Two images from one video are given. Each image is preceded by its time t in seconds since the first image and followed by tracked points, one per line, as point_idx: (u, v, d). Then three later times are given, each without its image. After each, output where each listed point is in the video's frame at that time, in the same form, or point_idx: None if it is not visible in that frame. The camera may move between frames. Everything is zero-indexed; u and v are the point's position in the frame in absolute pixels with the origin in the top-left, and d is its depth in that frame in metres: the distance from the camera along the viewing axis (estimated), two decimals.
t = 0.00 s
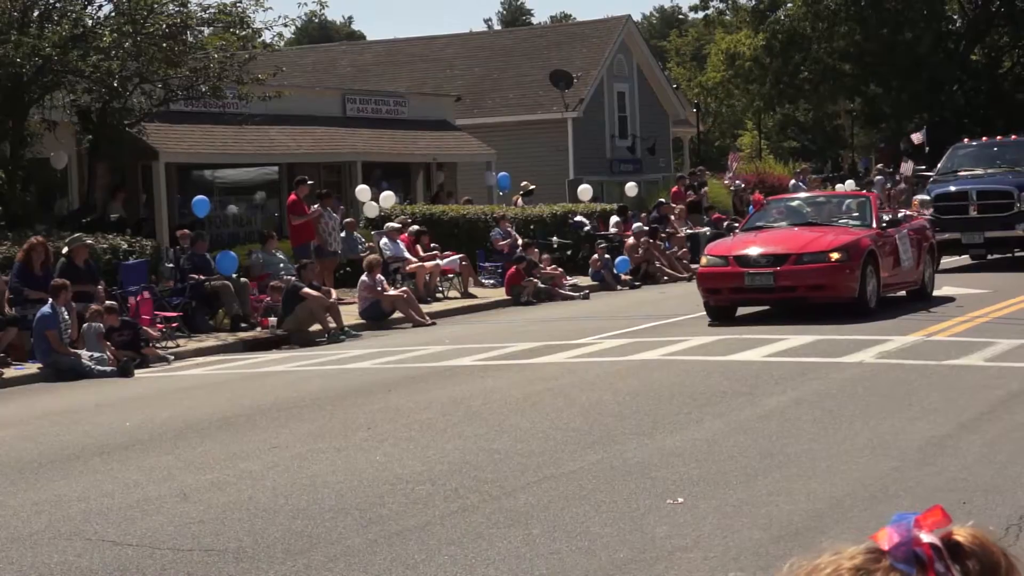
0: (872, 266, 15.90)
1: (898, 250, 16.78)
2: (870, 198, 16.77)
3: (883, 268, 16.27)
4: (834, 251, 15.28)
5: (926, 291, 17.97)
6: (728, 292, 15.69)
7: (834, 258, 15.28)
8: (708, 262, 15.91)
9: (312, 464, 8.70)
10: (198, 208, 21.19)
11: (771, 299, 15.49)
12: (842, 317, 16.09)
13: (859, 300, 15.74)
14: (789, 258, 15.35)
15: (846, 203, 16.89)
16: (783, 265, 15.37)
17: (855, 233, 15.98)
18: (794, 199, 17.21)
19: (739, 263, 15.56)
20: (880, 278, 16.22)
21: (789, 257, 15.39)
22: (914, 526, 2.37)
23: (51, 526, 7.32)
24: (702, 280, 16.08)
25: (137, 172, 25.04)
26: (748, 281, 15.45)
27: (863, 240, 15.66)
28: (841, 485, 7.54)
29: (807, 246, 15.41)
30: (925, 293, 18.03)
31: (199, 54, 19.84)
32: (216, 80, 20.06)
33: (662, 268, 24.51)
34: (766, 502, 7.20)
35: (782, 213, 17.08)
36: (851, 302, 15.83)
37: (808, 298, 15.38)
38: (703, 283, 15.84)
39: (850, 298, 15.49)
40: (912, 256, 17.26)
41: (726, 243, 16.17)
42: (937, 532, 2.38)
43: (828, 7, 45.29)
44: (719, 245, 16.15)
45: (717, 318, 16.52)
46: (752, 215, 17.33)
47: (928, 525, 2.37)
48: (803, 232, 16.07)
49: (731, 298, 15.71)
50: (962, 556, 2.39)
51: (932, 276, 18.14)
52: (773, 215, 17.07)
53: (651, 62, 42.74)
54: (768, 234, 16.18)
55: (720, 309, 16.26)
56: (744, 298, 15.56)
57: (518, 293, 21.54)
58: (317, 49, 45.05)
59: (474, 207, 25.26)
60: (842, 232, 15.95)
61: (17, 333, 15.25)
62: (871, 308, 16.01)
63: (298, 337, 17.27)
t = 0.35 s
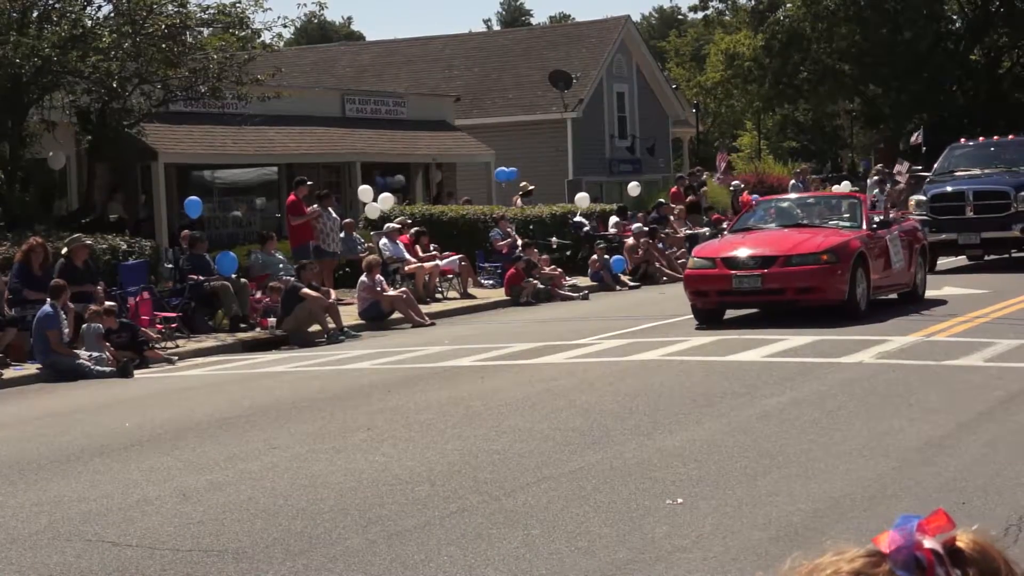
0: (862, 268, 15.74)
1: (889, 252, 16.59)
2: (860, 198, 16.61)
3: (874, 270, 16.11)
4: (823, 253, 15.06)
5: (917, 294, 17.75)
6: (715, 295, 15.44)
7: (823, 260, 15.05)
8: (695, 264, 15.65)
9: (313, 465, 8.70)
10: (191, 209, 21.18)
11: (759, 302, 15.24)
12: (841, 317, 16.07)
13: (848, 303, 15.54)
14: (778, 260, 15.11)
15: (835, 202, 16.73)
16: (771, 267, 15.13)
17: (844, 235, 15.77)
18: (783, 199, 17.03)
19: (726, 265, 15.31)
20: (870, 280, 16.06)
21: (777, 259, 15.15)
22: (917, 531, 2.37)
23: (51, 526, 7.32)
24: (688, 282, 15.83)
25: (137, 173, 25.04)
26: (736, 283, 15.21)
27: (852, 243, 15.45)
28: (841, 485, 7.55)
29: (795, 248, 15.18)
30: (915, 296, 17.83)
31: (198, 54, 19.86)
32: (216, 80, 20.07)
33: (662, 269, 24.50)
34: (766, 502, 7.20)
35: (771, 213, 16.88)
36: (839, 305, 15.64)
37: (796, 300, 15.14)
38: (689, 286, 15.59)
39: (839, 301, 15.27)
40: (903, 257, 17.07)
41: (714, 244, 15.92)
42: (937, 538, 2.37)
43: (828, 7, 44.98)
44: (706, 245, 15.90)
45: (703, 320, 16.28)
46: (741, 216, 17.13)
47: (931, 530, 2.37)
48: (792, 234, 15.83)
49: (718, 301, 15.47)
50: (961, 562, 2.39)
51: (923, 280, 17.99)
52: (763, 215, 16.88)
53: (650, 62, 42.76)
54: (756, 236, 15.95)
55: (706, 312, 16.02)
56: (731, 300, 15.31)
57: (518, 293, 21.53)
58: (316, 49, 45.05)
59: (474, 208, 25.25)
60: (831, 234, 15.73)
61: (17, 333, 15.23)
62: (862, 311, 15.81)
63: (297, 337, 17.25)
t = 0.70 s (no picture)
0: (852, 269, 15.64)
1: (881, 253, 16.52)
2: (852, 200, 16.61)
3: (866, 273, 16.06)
4: (812, 255, 14.90)
5: (910, 295, 17.65)
6: (703, 297, 15.29)
7: (812, 261, 14.90)
8: (682, 266, 15.50)
9: (312, 465, 8.69)
10: (188, 208, 21.17)
11: (747, 304, 15.09)
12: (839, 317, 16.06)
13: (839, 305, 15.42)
14: (767, 262, 14.95)
15: (826, 203, 16.69)
16: (760, 268, 14.97)
17: (834, 236, 15.64)
18: (774, 199, 16.95)
19: (714, 267, 15.14)
20: (862, 282, 15.96)
21: (765, 260, 14.99)
22: (910, 531, 2.45)
23: (50, 526, 7.32)
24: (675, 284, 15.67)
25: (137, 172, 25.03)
26: (724, 285, 15.05)
27: (842, 244, 15.31)
28: (840, 485, 7.55)
29: (784, 250, 15.03)
30: (908, 298, 17.77)
31: (197, 54, 19.88)
32: (215, 80, 20.09)
33: (662, 268, 24.47)
34: (765, 502, 7.20)
35: (761, 214, 16.80)
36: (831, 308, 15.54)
37: (785, 303, 14.98)
38: (676, 288, 15.43)
39: (828, 303, 15.12)
40: (895, 259, 16.97)
41: (701, 246, 15.76)
42: (931, 539, 2.45)
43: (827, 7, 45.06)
44: (694, 247, 15.75)
45: (691, 323, 16.12)
46: (729, 217, 17.03)
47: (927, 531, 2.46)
48: (781, 235, 15.69)
49: (705, 303, 15.31)
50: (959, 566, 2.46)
51: (916, 281, 17.93)
52: (753, 215, 16.79)
53: (650, 62, 42.78)
54: (745, 237, 15.80)
55: (695, 314, 15.88)
56: (719, 302, 15.15)
57: (518, 293, 21.53)
58: (315, 49, 45.01)
59: (474, 207, 25.23)
60: (820, 235, 15.59)
61: (16, 332, 15.23)
62: (853, 314, 15.69)
63: (297, 337, 17.23)
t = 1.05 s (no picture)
0: (843, 270, 15.61)
1: (872, 255, 16.50)
2: (842, 200, 16.60)
3: (858, 274, 16.03)
4: (803, 257, 14.88)
5: (903, 297, 17.62)
6: (692, 300, 15.27)
7: (802, 263, 14.88)
8: (672, 268, 15.48)
9: (312, 465, 8.68)
10: (192, 208, 21.18)
11: (736, 307, 15.06)
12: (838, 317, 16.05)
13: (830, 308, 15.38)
14: (756, 264, 14.93)
15: (816, 203, 16.69)
16: (749, 271, 14.95)
17: (824, 238, 15.62)
18: (765, 200, 16.94)
19: (703, 269, 15.12)
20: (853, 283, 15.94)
21: (755, 262, 14.97)
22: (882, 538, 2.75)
23: (49, 526, 7.30)
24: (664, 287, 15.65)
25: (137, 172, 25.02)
26: (713, 288, 15.03)
27: (832, 245, 15.30)
28: (840, 485, 7.54)
29: (774, 251, 15.01)
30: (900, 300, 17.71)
31: (197, 54, 19.88)
32: (215, 80, 20.09)
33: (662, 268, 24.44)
34: (765, 502, 7.19)
35: (752, 213, 16.80)
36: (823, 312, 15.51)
37: (775, 305, 14.95)
38: (665, 290, 15.41)
39: (819, 306, 15.09)
40: (886, 260, 16.95)
41: (691, 247, 15.75)
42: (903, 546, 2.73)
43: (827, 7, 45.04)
44: (683, 249, 15.73)
45: (681, 326, 16.09)
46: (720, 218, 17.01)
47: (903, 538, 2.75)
48: (771, 237, 15.67)
49: (695, 306, 15.28)
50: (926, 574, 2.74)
51: (908, 283, 17.88)
52: (743, 215, 16.79)
53: (650, 62, 42.78)
54: (734, 239, 15.79)
55: (685, 317, 15.85)
56: (709, 305, 15.13)
57: (518, 293, 21.51)
58: (315, 49, 44.99)
59: (473, 207, 25.24)
60: (810, 237, 15.57)
61: (16, 333, 15.22)
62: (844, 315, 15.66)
63: (297, 338, 17.23)
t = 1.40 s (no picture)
0: (835, 272, 15.62)
1: (864, 254, 16.51)
2: (834, 200, 16.55)
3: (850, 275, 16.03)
4: (793, 258, 14.87)
5: (896, 299, 17.61)
6: (682, 302, 15.26)
7: (792, 265, 14.87)
8: (661, 269, 15.49)
9: (313, 465, 8.67)
10: (195, 208, 21.19)
11: (726, 308, 15.06)
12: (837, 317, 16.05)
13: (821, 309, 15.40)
14: (746, 266, 14.93)
15: (807, 203, 16.68)
16: (739, 272, 14.95)
17: (816, 239, 15.61)
18: (755, 200, 16.94)
19: (694, 270, 15.12)
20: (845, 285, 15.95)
21: (745, 264, 14.97)
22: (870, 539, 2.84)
23: (49, 526, 7.30)
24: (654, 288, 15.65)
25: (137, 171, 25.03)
26: (703, 289, 15.02)
27: (823, 247, 15.29)
28: (839, 485, 7.54)
29: (764, 253, 15.00)
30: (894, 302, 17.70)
31: (197, 54, 19.90)
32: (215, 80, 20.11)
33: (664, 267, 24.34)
34: (765, 502, 7.19)
35: (743, 213, 16.80)
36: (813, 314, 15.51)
37: (765, 307, 14.94)
38: (655, 292, 15.41)
39: (810, 307, 15.08)
40: (878, 261, 16.93)
41: (681, 248, 15.75)
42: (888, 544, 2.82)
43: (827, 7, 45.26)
44: (673, 250, 15.74)
45: (672, 327, 16.08)
46: (711, 219, 17.02)
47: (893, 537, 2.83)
48: (762, 238, 15.68)
49: (685, 307, 15.28)
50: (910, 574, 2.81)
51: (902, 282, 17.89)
52: (734, 215, 16.80)
53: (649, 62, 42.78)
54: (724, 240, 15.79)
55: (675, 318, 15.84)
56: (699, 306, 15.12)
57: (518, 292, 21.52)
58: (315, 49, 45.00)
59: (472, 207, 25.25)
60: (801, 238, 15.56)
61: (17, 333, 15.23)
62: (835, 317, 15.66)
63: (297, 337, 17.26)
